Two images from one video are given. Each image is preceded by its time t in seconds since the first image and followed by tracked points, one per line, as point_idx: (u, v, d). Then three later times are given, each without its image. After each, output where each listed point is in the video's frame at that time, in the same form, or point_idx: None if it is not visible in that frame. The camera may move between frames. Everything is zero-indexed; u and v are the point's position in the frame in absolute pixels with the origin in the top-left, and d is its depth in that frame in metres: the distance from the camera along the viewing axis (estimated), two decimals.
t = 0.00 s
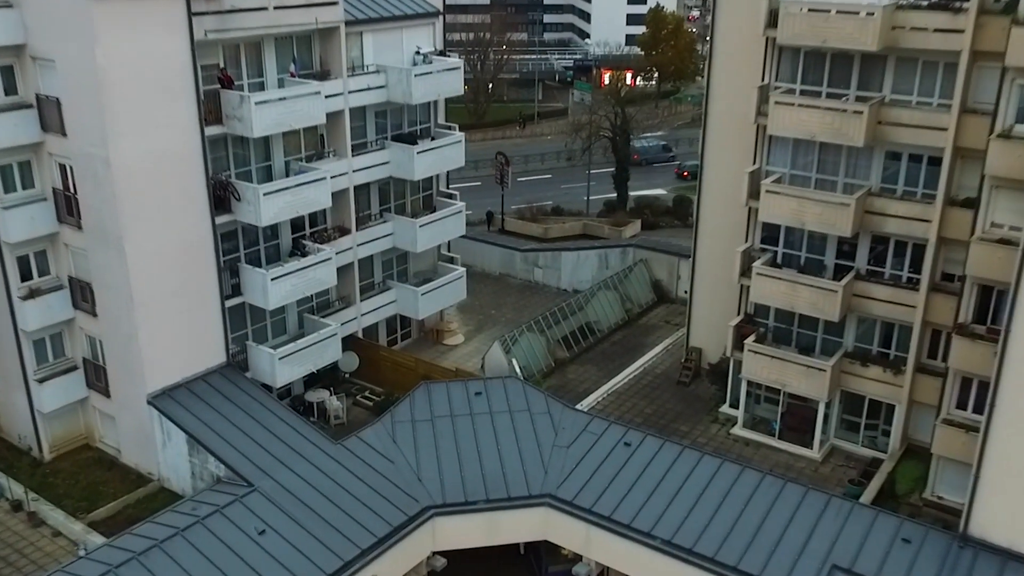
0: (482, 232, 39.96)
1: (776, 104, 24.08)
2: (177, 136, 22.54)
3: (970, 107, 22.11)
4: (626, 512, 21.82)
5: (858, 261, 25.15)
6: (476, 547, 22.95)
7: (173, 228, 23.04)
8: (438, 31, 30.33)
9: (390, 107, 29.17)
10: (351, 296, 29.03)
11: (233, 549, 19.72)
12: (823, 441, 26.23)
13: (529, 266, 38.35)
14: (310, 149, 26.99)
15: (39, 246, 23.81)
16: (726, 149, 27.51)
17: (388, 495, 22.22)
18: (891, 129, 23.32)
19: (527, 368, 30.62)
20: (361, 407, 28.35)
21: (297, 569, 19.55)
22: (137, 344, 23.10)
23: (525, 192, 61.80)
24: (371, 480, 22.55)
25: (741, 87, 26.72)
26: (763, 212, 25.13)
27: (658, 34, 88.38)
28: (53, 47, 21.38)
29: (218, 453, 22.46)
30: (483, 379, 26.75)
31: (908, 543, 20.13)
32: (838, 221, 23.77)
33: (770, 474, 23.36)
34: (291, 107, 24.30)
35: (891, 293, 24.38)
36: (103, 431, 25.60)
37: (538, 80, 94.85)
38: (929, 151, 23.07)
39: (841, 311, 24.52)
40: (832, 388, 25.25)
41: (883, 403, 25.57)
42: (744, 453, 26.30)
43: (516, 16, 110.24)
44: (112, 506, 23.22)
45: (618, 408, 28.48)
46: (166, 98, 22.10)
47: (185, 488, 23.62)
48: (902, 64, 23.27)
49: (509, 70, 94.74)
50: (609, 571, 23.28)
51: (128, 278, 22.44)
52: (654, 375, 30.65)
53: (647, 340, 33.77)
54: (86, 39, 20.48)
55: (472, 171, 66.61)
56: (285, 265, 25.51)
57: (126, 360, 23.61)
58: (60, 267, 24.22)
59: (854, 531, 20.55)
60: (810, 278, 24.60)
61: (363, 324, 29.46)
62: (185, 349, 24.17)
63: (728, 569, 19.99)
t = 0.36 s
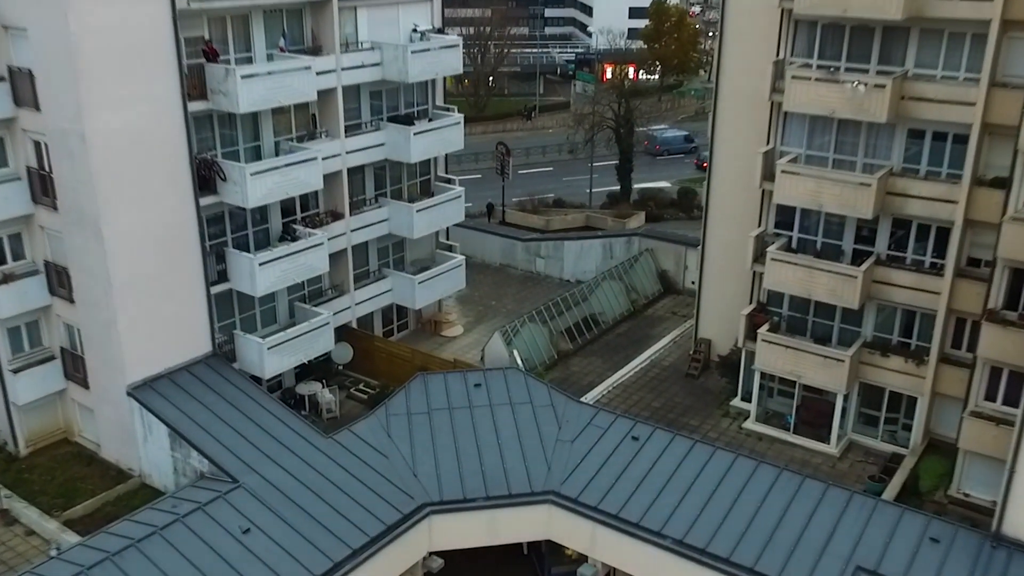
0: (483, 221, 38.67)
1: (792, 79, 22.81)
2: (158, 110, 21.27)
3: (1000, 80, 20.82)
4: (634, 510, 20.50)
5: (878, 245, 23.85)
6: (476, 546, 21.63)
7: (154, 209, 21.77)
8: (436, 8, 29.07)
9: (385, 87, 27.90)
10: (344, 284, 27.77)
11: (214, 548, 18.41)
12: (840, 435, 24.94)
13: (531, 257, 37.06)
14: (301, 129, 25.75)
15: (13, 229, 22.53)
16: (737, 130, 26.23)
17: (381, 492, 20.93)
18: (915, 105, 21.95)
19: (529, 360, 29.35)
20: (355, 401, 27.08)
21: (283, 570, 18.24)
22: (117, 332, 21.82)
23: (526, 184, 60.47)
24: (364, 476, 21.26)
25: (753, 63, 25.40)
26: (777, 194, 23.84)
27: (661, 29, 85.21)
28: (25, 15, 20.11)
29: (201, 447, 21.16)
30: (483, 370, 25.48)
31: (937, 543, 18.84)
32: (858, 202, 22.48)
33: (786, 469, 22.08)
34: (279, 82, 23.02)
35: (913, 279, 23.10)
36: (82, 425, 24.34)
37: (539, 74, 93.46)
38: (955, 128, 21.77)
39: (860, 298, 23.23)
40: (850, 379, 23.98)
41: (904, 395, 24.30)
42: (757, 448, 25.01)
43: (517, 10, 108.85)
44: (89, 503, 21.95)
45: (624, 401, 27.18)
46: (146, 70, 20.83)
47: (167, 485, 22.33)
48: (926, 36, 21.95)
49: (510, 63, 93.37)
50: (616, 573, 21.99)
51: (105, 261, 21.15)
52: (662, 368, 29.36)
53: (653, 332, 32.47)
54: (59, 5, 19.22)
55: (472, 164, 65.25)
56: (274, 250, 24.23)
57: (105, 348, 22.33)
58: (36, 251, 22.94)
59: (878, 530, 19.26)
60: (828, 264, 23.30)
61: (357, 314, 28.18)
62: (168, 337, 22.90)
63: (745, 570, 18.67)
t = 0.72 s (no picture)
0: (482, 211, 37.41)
1: (808, 51, 21.58)
2: (137, 83, 20.02)
3: None
4: (644, 507, 19.22)
5: (899, 229, 22.60)
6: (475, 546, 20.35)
7: (133, 188, 20.52)
8: None
9: (379, 64, 26.68)
10: (337, 272, 26.53)
11: (194, 548, 17.15)
12: (858, 429, 23.69)
13: (532, 247, 35.79)
14: (290, 108, 24.58)
15: None
16: (749, 108, 24.99)
17: (374, 488, 19.65)
18: (940, 78, 20.69)
19: (531, 351, 28.09)
20: (349, 394, 25.81)
21: (267, 572, 16.97)
22: (94, 319, 20.56)
23: (526, 177, 59.15)
24: (356, 472, 19.99)
25: (766, 38, 24.16)
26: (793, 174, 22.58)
27: (663, 21, 80.70)
28: None
29: (182, 441, 19.88)
30: (483, 360, 24.20)
31: (970, 543, 17.57)
32: (880, 181, 21.25)
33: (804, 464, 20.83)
34: (266, 54, 21.78)
35: (938, 264, 21.84)
36: (59, 419, 23.11)
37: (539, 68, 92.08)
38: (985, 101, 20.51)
39: (882, 283, 21.96)
40: (870, 370, 22.72)
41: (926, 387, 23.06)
42: (772, 442, 23.76)
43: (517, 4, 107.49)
44: (65, 500, 20.72)
45: (630, 394, 25.93)
46: (123, 39, 19.57)
47: (147, 481, 21.06)
48: (952, 5, 20.71)
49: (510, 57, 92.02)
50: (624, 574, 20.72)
51: (81, 243, 19.90)
52: (669, 360, 28.10)
53: (659, 323, 31.22)
54: None
55: (472, 157, 63.95)
56: (261, 233, 22.94)
57: (82, 336, 21.08)
58: (9, 234, 21.70)
59: (906, 529, 18.00)
60: (846, 247, 22.05)
61: (351, 303, 26.93)
62: (148, 325, 21.65)
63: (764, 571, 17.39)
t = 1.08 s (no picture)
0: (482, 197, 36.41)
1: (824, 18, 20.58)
2: (117, 49, 18.93)
3: None
4: (654, 497, 18.15)
5: (920, 206, 21.58)
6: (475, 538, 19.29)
7: (114, 161, 19.43)
8: None
9: (375, 38, 25.66)
10: (331, 255, 25.49)
11: (176, 540, 16.07)
12: (876, 417, 22.69)
13: (533, 234, 34.77)
14: (282, 83, 23.59)
15: None
16: (759, 83, 23.98)
17: (369, 478, 18.57)
18: (965, 45, 19.66)
19: (533, 338, 27.06)
20: (344, 381, 24.76)
21: (255, 566, 15.88)
22: (72, 300, 19.46)
23: (526, 168, 58.11)
24: (349, 461, 18.91)
25: (777, 9, 23.13)
26: (808, 149, 21.57)
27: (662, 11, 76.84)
28: None
29: (166, 428, 18.78)
30: (483, 345, 23.12)
31: (1002, 533, 16.52)
32: (899, 154, 20.25)
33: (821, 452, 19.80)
34: (255, 21, 20.73)
35: (960, 243, 20.83)
36: (39, 407, 22.08)
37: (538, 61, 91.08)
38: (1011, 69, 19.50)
39: (902, 263, 20.94)
40: (889, 355, 21.71)
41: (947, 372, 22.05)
42: (785, 431, 22.75)
43: None
44: (42, 490, 19.69)
45: (636, 382, 24.92)
46: (102, 3, 18.48)
47: (129, 472, 19.99)
48: None
49: (508, 50, 90.99)
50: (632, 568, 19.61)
51: (58, 219, 18.81)
52: (676, 347, 27.09)
53: (665, 310, 30.19)
54: None
55: (470, 149, 62.87)
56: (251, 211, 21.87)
57: (61, 319, 19.98)
58: None
59: (933, 518, 16.96)
60: (864, 225, 21.03)
61: (345, 288, 25.88)
62: (130, 307, 20.56)
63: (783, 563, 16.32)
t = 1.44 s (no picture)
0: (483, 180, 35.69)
1: None
2: (104, 9, 18.18)
3: None
4: (667, 476, 17.38)
5: (940, 178, 20.82)
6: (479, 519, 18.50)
7: (102, 127, 18.67)
8: None
9: (374, 9, 24.92)
10: (330, 232, 24.75)
11: (166, 518, 15.27)
12: (893, 396, 21.93)
13: (535, 217, 34.04)
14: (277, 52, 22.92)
15: None
16: (770, 54, 23.32)
17: (368, 456, 17.79)
18: (989, 6, 18.90)
19: (537, 319, 26.30)
20: (342, 362, 23.98)
21: (249, 544, 15.09)
22: (58, 271, 18.69)
23: (527, 157, 57.35)
24: (348, 439, 18.14)
25: None
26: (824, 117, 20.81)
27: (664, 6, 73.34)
28: None
29: (156, 404, 17.99)
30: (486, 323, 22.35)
31: None
32: (919, 121, 19.52)
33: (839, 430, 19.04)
34: None
35: (983, 214, 20.07)
36: (26, 386, 21.39)
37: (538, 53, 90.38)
38: None
39: (922, 235, 20.18)
40: (907, 331, 20.96)
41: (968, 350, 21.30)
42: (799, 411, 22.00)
43: None
44: (28, 470, 19.02)
45: (644, 362, 24.17)
46: None
47: (118, 451, 19.22)
48: None
49: (508, 42, 90.27)
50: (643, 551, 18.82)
51: (44, 187, 18.03)
52: (685, 328, 26.34)
53: (672, 293, 29.44)
54: None
55: (470, 138, 62.10)
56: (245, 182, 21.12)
57: (47, 292, 19.22)
58: None
59: (959, 496, 16.20)
60: (881, 195, 20.29)
61: (344, 266, 25.12)
62: (120, 281, 19.80)
63: (803, 542, 15.55)
